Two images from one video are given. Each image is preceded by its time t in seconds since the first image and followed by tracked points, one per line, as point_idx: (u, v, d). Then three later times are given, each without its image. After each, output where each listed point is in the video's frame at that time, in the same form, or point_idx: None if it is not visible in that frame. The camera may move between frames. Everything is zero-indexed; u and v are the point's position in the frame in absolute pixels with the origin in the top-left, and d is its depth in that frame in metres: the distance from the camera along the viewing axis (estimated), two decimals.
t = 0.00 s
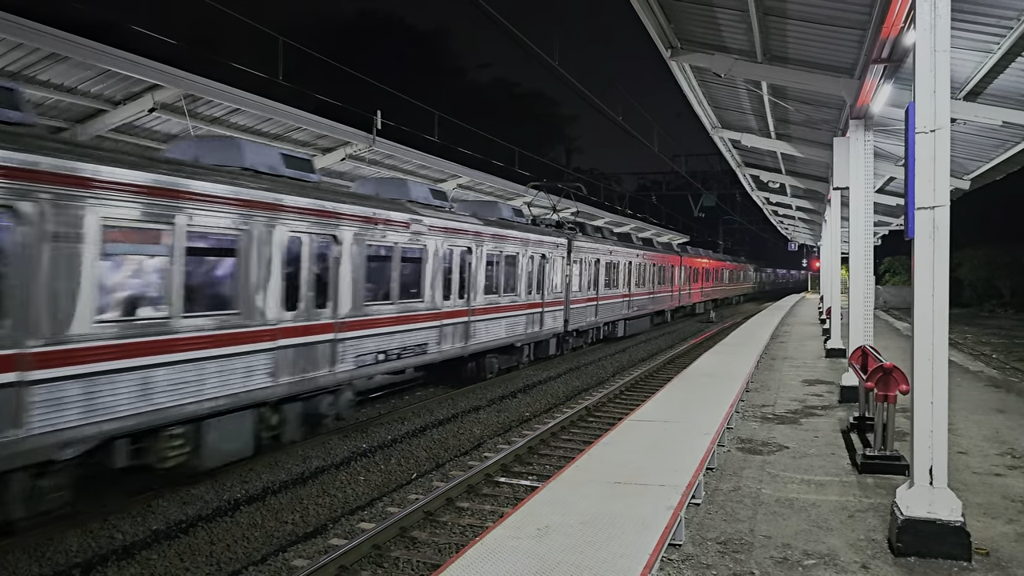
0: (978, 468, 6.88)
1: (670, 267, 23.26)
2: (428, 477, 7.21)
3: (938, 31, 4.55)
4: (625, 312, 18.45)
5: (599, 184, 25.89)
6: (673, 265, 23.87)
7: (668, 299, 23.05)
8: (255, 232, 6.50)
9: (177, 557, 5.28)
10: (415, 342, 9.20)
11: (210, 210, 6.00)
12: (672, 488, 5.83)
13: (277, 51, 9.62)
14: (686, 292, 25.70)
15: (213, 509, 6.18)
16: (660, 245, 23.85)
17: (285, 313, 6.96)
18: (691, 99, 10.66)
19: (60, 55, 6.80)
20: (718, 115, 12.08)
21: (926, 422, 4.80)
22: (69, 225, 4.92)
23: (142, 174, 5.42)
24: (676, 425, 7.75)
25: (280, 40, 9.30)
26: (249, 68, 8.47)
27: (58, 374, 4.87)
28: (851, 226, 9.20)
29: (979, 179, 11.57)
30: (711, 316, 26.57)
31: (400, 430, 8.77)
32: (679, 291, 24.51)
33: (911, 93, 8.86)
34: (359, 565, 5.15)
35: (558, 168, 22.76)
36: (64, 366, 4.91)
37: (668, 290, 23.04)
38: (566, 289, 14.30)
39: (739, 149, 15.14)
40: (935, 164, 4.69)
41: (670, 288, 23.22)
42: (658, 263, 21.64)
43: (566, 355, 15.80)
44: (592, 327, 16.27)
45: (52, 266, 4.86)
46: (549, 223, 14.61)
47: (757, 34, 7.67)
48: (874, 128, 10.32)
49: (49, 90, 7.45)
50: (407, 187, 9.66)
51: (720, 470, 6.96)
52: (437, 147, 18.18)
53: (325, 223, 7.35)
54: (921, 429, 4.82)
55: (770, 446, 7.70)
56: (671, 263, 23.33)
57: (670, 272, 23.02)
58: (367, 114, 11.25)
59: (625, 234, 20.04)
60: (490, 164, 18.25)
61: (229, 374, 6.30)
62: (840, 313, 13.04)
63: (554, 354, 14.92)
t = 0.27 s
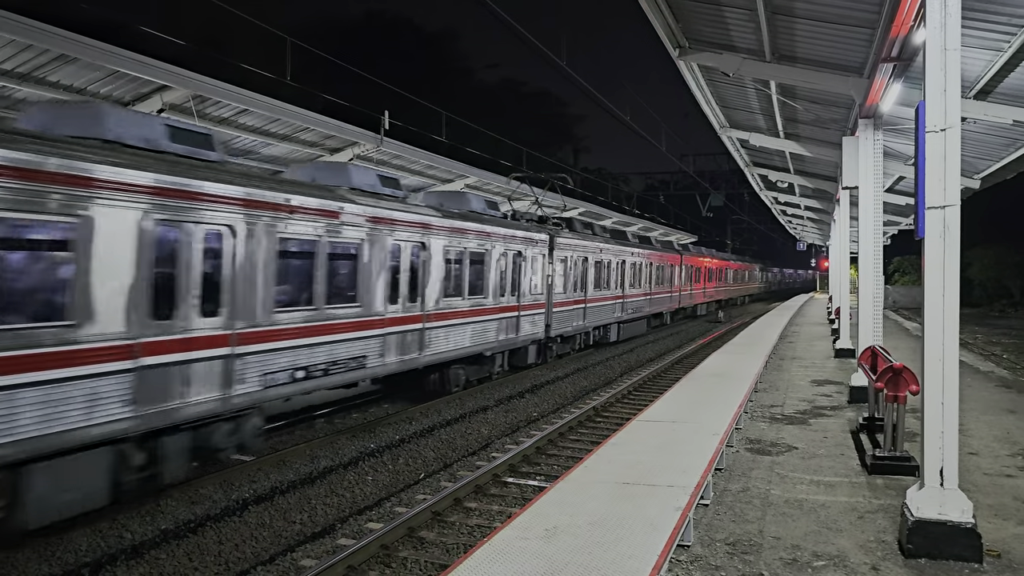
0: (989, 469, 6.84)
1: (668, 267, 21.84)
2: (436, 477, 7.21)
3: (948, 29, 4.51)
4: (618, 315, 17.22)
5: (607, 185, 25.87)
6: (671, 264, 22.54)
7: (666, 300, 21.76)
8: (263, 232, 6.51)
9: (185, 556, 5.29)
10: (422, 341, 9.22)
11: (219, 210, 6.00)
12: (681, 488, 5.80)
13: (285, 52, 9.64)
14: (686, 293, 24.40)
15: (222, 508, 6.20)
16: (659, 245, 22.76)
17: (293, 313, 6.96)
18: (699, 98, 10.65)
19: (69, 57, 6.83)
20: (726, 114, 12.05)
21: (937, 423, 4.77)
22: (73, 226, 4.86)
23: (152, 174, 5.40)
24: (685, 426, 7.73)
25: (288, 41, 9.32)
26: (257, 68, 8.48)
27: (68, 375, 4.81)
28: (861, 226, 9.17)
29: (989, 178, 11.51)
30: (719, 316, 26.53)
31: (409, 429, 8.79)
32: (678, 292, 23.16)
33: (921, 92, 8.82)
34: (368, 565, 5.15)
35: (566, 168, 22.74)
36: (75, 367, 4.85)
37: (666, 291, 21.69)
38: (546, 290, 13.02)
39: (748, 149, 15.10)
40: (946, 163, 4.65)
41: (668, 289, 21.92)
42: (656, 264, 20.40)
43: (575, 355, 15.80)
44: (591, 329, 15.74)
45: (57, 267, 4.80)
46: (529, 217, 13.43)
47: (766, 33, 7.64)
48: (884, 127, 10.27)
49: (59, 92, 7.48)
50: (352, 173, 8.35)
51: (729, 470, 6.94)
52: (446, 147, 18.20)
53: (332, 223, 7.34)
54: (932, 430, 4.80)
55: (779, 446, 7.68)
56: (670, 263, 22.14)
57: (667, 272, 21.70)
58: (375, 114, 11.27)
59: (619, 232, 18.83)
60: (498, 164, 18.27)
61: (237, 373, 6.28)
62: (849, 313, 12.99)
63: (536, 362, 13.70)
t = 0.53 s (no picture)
0: (994, 469, 6.82)
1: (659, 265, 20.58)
2: (440, 477, 7.20)
3: (953, 28, 4.49)
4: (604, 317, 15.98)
5: (610, 184, 25.87)
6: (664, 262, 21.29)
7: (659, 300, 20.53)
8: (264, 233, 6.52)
9: (189, 556, 5.29)
10: (427, 342, 9.23)
11: (221, 211, 6.02)
12: (684, 489, 5.78)
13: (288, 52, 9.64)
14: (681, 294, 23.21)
15: (225, 508, 6.20)
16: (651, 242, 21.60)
17: (296, 314, 6.97)
18: (702, 97, 10.63)
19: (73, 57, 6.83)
20: (729, 113, 12.03)
21: (941, 423, 4.75)
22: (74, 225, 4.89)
23: (153, 175, 5.42)
24: (688, 426, 7.72)
25: (291, 41, 9.32)
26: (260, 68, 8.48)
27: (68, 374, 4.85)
28: (865, 224, 9.15)
29: (993, 177, 11.47)
30: (722, 316, 26.51)
31: (412, 429, 8.80)
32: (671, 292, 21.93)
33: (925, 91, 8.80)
34: (371, 565, 5.14)
35: (569, 167, 22.72)
36: (76, 366, 4.90)
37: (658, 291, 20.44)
38: (517, 294, 11.74)
39: (751, 148, 15.08)
40: (950, 163, 4.64)
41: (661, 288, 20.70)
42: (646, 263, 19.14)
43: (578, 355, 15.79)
44: (594, 328, 15.73)
45: (58, 266, 4.82)
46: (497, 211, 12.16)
47: (769, 32, 7.62)
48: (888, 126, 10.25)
49: (63, 92, 7.49)
50: (259, 149, 6.95)
51: (733, 470, 6.92)
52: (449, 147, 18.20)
53: (335, 224, 7.34)
54: (937, 430, 4.78)
55: (783, 446, 7.67)
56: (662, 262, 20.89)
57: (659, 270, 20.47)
58: (378, 114, 11.27)
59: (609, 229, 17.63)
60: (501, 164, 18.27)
61: (239, 374, 6.29)
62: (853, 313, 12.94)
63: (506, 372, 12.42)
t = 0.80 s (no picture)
0: (997, 469, 6.80)
1: (653, 263, 19.54)
2: (442, 477, 7.19)
3: (955, 26, 4.48)
4: (589, 318, 14.94)
5: (612, 184, 25.86)
6: (659, 259, 20.21)
7: (651, 300, 19.46)
8: (264, 230, 6.47)
9: (191, 556, 5.29)
10: (429, 342, 9.23)
11: (220, 210, 5.99)
12: (686, 488, 5.77)
13: (289, 51, 9.64)
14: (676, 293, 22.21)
15: (227, 508, 6.20)
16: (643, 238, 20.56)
17: (297, 313, 6.93)
18: (704, 96, 10.62)
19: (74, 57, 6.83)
20: (731, 113, 12.02)
21: (944, 422, 4.73)
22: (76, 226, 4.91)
23: (154, 174, 5.41)
24: (690, 425, 7.70)
25: (292, 40, 9.32)
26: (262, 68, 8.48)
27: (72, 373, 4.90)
28: (867, 223, 9.14)
29: (995, 175, 11.45)
30: (724, 315, 26.48)
31: (414, 429, 8.81)
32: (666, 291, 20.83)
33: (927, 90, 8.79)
34: (372, 564, 5.14)
35: (570, 167, 22.70)
36: (79, 366, 4.94)
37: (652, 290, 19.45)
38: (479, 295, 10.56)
39: (753, 147, 15.06)
40: (952, 161, 4.63)
41: (653, 288, 19.66)
42: (638, 260, 18.07)
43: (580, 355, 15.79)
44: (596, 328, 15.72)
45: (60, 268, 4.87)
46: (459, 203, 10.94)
47: (771, 31, 7.62)
48: (890, 125, 10.24)
49: (64, 92, 7.50)
50: (126, 121, 5.76)
51: (734, 470, 6.92)
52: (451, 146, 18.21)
53: (338, 224, 7.34)
54: (939, 429, 4.77)
55: (785, 446, 7.66)
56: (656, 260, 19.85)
57: (653, 269, 19.44)
58: (379, 113, 11.27)
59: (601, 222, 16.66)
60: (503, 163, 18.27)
61: (239, 374, 6.30)
62: (857, 314, 12.78)
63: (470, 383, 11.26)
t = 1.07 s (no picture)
0: (999, 468, 6.79)
1: (644, 261, 18.56)
2: (443, 476, 7.18)
3: (958, 25, 4.46)
4: (573, 320, 13.97)
5: (613, 183, 25.85)
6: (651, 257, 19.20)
7: (642, 300, 18.47)
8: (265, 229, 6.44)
9: (192, 555, 5.28)
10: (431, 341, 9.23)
11: (220, 208, 5.94)
12: (688, 488, 5.76)
13: (290, 51, 9.63)
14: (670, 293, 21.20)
15: (229, 508, 6.19)
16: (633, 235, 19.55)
17: (300, 313, 6.91)
18: (706, 94, 10.60)
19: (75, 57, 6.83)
20: (733, 111, 12.01)
21: (947, 422, 4.72)
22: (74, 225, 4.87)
23: (152, 172, 5.38)
24: (692, 424, 7.69)
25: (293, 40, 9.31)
26: (263, 67, 8.47)
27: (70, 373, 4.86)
28: (869, 222, 9.12)
29: (998, 174, 11.43)
30: (725, 314, 26.46)
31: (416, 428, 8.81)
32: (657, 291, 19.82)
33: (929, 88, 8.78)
34: (374, 564, 5.13)
35: (572, 166, 22.69)
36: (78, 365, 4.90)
37: (642, 290, 18.43)
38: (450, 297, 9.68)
39: (755, 146, 15.04)
40: (955, 159, 4.60)
41: (645, 287, 18.66)
42: (627, 257, 17.08)
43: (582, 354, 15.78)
44: (598, 327, 15.71)
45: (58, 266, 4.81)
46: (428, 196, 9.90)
47: (773, 30, 7.61)
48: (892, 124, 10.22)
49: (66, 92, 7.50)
50: None
51: (736, 469, 6.91)
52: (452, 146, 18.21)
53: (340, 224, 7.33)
54: (942, 429, 4.75)
55: (787, 445, 7.65)
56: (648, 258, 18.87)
57: (644, 267, 18.47)
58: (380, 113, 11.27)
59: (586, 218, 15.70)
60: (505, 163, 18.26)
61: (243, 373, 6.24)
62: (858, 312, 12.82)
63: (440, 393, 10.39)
